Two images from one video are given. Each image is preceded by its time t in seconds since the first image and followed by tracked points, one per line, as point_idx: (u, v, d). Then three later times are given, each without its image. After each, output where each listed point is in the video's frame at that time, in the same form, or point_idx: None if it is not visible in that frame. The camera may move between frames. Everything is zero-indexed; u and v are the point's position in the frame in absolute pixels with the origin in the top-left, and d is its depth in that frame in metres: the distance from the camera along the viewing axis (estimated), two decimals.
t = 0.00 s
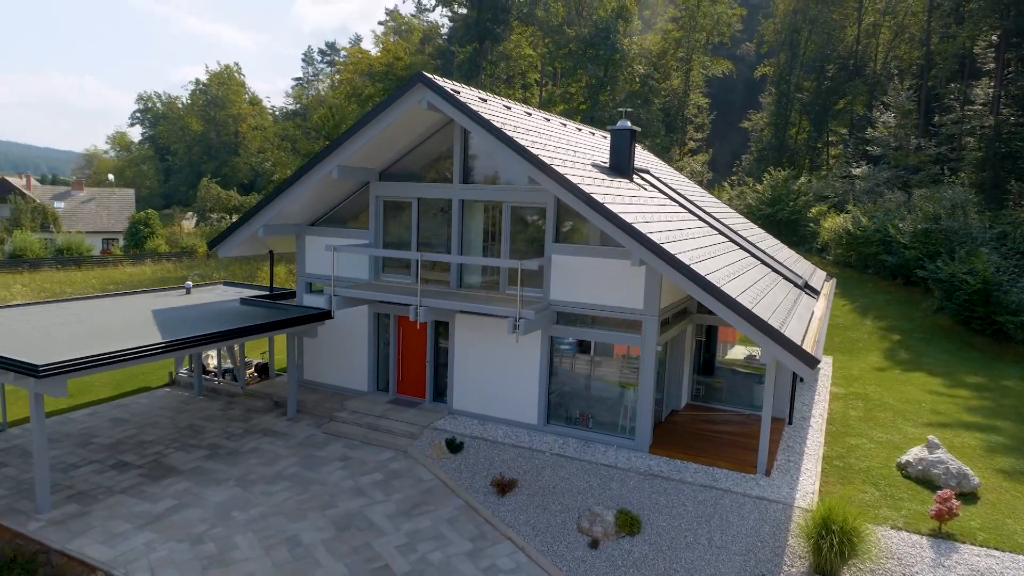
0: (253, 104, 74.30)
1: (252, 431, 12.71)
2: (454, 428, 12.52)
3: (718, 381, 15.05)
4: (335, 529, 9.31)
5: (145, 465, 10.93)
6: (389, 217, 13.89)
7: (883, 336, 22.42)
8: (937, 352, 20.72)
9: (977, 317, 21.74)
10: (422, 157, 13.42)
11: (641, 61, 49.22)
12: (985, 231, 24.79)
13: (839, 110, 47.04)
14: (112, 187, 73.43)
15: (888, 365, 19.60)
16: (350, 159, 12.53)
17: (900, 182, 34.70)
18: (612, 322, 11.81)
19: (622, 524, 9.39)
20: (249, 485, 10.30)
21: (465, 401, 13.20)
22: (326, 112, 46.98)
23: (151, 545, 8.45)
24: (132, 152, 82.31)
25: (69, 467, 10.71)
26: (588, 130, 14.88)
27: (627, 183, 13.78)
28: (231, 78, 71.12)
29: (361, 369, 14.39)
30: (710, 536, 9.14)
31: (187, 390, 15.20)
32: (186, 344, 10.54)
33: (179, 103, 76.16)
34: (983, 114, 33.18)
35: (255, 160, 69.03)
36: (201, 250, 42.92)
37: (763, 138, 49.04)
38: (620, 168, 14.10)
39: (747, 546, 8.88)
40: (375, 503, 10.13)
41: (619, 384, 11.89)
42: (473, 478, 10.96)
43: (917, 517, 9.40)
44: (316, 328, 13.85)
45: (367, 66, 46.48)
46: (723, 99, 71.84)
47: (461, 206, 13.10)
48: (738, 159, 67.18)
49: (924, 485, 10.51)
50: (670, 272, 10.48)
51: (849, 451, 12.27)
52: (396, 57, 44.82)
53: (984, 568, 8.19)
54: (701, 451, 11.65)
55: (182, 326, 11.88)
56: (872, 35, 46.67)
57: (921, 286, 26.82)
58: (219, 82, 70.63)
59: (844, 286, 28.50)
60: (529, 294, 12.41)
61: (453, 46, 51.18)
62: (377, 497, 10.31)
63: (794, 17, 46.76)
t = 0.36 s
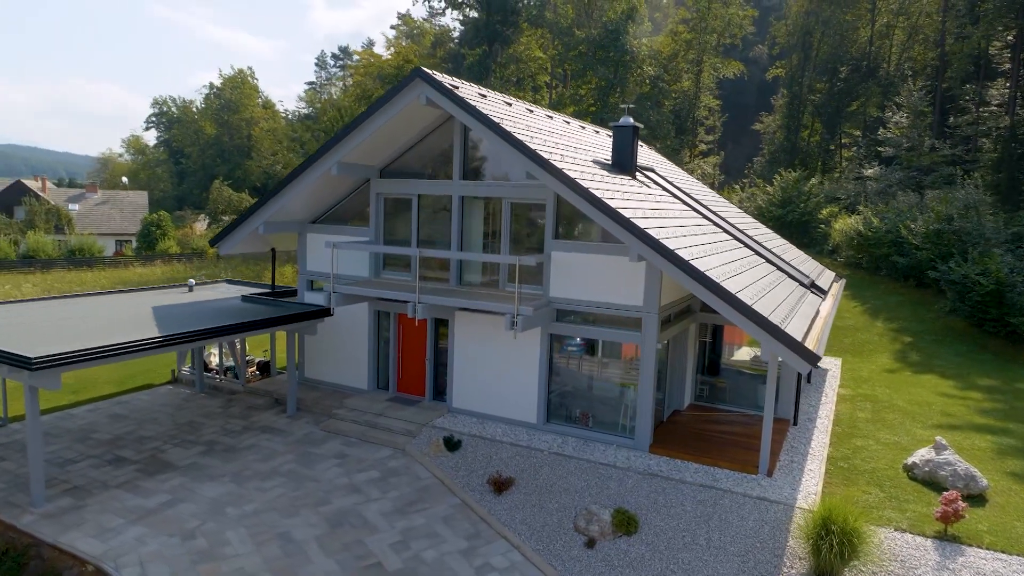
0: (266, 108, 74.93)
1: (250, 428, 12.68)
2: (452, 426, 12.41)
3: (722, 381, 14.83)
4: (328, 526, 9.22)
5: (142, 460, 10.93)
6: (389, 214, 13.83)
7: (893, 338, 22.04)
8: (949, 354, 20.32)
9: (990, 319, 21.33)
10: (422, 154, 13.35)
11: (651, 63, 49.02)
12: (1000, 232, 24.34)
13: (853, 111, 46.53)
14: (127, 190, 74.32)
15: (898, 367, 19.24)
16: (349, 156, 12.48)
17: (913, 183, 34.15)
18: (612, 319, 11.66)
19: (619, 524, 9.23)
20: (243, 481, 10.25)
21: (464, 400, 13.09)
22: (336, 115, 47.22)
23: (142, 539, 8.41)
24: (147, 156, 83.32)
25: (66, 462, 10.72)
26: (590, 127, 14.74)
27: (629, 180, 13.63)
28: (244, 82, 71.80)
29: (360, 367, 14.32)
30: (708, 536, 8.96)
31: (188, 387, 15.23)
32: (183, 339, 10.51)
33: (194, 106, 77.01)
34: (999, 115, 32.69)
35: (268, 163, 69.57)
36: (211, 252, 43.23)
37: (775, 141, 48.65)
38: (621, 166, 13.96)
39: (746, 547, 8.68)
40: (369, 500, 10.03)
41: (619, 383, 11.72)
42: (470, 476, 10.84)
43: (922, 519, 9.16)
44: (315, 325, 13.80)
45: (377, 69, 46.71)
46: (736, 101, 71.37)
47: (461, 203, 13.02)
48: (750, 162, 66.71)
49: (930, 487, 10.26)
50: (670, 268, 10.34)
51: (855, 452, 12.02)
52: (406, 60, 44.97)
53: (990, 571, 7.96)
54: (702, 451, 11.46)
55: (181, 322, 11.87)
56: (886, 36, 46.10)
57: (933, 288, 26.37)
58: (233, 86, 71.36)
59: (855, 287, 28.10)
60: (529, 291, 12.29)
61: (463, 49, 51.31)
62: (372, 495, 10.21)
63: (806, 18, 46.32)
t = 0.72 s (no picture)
0: (279, 112, 75.50)
1: (248, 426, 12.66)
2: (449, 425, 12.30)
3: (726, 381, 14.63)
4: (321, 523, 9.15)
5: (139, 456, 10.92)
6: (389, 212, 13.77)
7: (903, 341, 21.67)
8: (960, 357, 19.95)
9: (1003, 322, 20.94)
10: (422, 152, 13.30)
11: (660, 65, 48.82)
12: (1013, 233, 23.90)
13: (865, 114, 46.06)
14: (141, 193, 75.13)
15: (908, 370, 18.91)
16: (348, 153, 12.44)
17: (925, 185, 33.69)
18: (611, 317, 11.53)
19: (615, 524, 9.09)
20: (238, 478, 10.22)
21: (463, 399, 12.98)
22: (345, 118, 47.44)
23: (133, 534, 8.38)
24: (161, 160, 84.22)
25: (63, 457, 10.75)
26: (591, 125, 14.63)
27: (631, 177, 13.51)
28: (256, 87, 72.41)
29: (360, 366, 14.25)
30: (706, 537, 8.79)
31: (189, 385, 15.27)
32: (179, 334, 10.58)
33: (207, 111, 77.67)
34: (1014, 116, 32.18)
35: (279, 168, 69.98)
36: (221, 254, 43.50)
37: (786, 144, 48.27)
38: (623, 164, 13.84)
39: (744, 548, 8.51)
40: (363, 498, 9.96)
41: (619, 383, 11.57)
42: (466, 475, 10.73)
43: (925, 521, 8.96)
44: (315, 323, 13.77)
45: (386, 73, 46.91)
46: (747, 104, 70.98)
47: (460, 200, 12.95)
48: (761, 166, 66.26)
49: (936, 490, 10.04)
50: (668, 265, 10.20)
51: (859, 453, 11.79)
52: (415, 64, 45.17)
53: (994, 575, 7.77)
54: (702, 451, 11.28)
55: (178, 318, 11.93)
56: (898, 38, 45.59)
57: (945, 290, 25.94)
58: (246, 92, 71.99)
59: (865, 290, 27.70)
60: (528, 289, 12.20)
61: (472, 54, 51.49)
62: (366, 492, 10.13)
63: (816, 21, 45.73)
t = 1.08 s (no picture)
0: (290, 117, 76.04)
1: (247, 423, 12.66)
2: (447, 423, 12.22)
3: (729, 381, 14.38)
4: (313, 519, 9.11)
5: (136, 452, 10.94)
6: (388, 210, 13.75)
7: (913, 343, 21.34)
8: (971, 358, 19.62)
9: (1015, 323, 20.58)
10: (421, 149, 13.27)
11: (669, 68, 48.59)
12: None
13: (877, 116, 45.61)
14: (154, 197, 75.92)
15: (916, 371, 18.62)
16: (347, 150, 12.43)
17: (936, 186, 33.19)
18: (609, 314, 11.42)
19: (610, 522, 8.97)
20: (233, 474, 10.20)
21: (462, 397, 12.89)
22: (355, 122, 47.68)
23: (124, 528, 8.37)
24: (174, 163, 85.04)
25: (60, 452, 10.79)
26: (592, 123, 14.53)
27: (631, 174, 13.39)
28: (268, 92, 72.98)
29: (359, 364, 14.20)
30: (702, 536, 8.65)
31: (191, 383, 15.31)
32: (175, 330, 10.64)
33: (219, 115, 78.34)
34: None
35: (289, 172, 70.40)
36: (230, 256, 43.75)
37: (797, 146, 47.90)
38: (624, 161, 13.73)
39: (741, 547, 8.37)
40: (358, 495, 9.90)
41: (617, 381, 11.45)
42: (463, 473, 10.65)
43: (928, 522, 8.78)
44: (314, 321, 13.74)
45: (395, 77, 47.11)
46: (758, 107, 70.58)
47: (459, 197, 12.90)
48: (772, 169, 65.82)
49: (941, 490, 9.85)
50: (666, 261, 10.10)
51: (863, 454, 11.59)
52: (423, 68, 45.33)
53: None
54: (701, 450, 11.13)
55: (176, 315, 11.99)
56: (911, 40, 45.10)
57: (956, 292, 25.54)
58: (257, 96, 72.58)
59: (874, 292, 27.35)
60: (526, 286, 12.11)
61: (481, 57, 51.64)
62: (361, 489, 10.07)
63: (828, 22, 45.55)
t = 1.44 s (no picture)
0: (301, 121, 76.49)
1: (245, 420, 12.67)
2: (445, 420, 12.13)
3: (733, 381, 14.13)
4: (306, 514, 9.08)
5: (133, 447, 10.98)
6: (387, 207, 13.73)
7: (921, 344, 21.04)
8: (980, 359, 19.32)
9: None
10: (420, 146, 13.26)
11: (678, 69, 48.16)
12: None
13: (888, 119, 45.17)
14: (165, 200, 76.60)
15: (923, 373, 18.34)
16: (345, 147, 12.45)
17: (946, 187, 32.62)
18: (606, 310, 11.33)
19: (604, 519, 8.86)
20: (228, 469, 10.20)
21: (459, 394, 12.80)
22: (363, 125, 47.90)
23: (116, 521, 8.39)
24: (186, 167, 85.80)
25: (58, 447, 10.85)
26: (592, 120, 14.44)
27: (630, 171, 13.29)
28: (279, 96, 73.46)
29: (358, 361, 14.17)
30: (697, 533, 8.54)
31: (192, 380, 15.38)
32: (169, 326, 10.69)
33: (231, 119, 78.96)
34: None
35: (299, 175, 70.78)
36: (238, 259, 43.92)
37: (807, 149, 47.55)
38: (623, 158, 13.63)
39: (736, 545, 8.25)
40: (352, 490, 9.87)
41: (614, 378, 11.37)
42: (458, 469, 10.58)
43: (928, 521, 8.64)
44: (313, 319, 13.73)
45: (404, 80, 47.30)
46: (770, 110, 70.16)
47: (457, 193, 12.85)
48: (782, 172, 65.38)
49: (943, 490, 9.69)
50: (661, 255, 10.02)
51: (865, 453, 11.40)
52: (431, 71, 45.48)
53: None
54: (700, 449, 11.00)
55: (174, 311, 12.07)
56: (922, 41, 44.65)
57: (965, 294, 25.17)
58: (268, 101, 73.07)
59: (882, 293, 27.02)
60: (524, 283, 12.07)
61: (489, 60, 51.78)
62: (355, 485, 10.04)
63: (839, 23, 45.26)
